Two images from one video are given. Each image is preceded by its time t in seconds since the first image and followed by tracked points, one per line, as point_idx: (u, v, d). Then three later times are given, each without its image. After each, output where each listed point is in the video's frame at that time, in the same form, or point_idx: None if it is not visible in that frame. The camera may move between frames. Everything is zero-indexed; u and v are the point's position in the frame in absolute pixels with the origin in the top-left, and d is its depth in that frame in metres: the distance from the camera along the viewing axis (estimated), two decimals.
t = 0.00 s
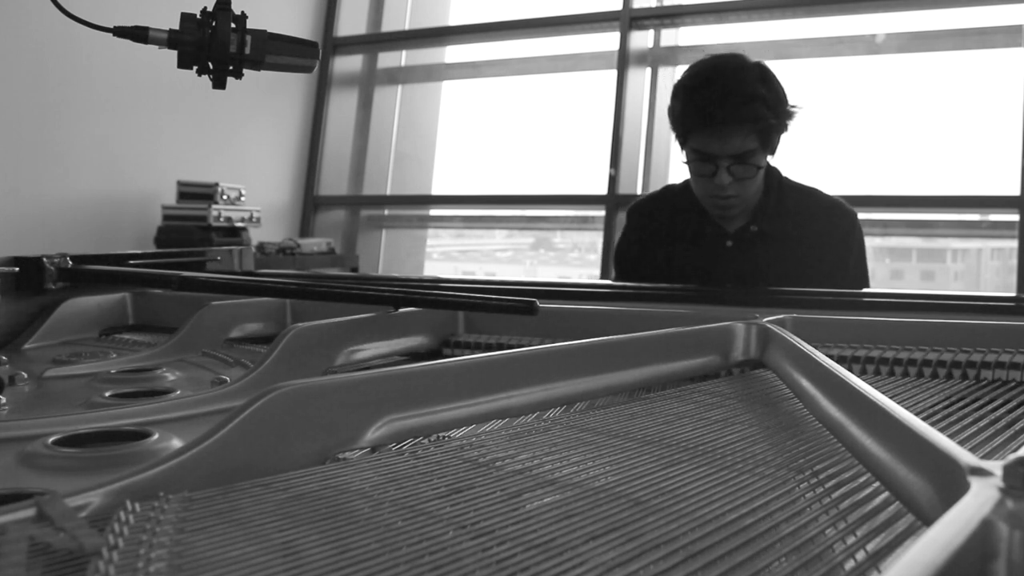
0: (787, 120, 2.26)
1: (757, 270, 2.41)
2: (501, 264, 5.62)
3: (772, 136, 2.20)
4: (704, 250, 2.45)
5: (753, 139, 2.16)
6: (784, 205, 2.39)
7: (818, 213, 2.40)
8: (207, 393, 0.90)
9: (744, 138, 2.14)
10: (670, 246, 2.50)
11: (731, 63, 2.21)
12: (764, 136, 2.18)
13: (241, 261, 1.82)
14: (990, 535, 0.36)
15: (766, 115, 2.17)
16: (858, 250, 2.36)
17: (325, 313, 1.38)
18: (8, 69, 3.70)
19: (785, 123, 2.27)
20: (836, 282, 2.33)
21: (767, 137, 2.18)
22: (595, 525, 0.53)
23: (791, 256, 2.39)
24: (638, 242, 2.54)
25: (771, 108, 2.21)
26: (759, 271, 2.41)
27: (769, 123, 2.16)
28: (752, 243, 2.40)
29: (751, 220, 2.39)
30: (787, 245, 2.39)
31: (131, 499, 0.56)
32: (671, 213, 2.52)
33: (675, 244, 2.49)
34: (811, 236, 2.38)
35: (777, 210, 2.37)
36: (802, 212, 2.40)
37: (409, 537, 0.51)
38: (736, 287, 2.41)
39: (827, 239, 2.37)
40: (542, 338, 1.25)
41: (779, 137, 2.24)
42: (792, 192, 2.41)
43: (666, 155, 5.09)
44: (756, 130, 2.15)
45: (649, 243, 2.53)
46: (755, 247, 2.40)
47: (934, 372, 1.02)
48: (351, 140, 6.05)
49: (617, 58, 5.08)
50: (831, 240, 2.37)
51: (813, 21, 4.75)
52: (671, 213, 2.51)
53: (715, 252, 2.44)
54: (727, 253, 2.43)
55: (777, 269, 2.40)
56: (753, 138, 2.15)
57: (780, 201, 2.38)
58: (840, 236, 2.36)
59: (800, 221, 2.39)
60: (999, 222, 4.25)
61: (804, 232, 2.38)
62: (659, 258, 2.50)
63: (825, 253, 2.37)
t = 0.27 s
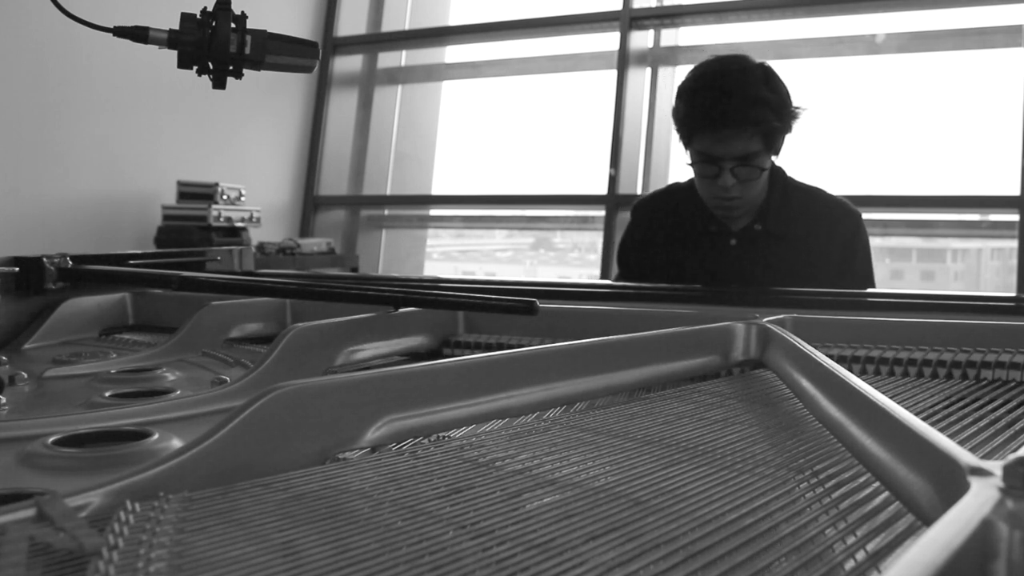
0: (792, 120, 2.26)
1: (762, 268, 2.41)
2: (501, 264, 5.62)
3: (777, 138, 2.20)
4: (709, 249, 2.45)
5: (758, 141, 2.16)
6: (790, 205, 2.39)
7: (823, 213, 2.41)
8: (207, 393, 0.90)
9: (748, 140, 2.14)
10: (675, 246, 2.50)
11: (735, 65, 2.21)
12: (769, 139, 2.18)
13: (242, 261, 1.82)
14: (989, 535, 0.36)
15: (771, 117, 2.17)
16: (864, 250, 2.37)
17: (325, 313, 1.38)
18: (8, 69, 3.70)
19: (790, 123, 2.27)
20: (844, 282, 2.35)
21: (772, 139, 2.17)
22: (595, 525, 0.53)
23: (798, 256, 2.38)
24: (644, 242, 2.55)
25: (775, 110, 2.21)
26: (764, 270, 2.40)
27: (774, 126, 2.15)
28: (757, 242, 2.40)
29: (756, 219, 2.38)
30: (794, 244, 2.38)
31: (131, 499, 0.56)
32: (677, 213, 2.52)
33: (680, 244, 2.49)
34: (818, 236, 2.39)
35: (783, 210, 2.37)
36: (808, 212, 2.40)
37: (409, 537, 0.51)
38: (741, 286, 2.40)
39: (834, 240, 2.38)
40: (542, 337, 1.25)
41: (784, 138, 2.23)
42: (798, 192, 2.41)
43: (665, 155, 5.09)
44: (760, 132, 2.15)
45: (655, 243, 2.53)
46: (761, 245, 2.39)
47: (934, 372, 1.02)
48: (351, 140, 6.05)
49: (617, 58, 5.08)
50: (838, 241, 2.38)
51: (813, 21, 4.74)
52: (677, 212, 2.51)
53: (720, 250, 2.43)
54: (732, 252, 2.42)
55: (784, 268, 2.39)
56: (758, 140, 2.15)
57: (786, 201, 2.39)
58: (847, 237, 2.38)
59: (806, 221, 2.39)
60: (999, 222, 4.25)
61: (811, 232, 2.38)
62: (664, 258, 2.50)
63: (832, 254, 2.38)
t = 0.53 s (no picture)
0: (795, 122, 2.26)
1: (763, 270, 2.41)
2: (501, 264, 5.62)
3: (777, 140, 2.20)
4: (710, 249, 2.45)
5: (759, 144, 2.16)
6: (790, 205, 2.38)
7: (824, 213, 2.40)
8: (207, 393, 0.90)
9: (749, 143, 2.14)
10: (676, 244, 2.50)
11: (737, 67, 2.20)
12: (770, 141, 2.18)
13: (242, 261, 1.82)
14: (989, 534, 0.36)
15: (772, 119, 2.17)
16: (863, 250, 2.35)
17: (325, 313, 1.38)
18: (8, 69, 3.70)
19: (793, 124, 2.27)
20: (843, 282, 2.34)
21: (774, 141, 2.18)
22: (595, 525, 0.53)
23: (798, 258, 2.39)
24: (645, 240, 2.55)
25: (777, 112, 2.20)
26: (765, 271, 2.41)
27: (774, 129, 2.16)
28: (758, 243, 2.40)
29: (758, 220, 2.38)
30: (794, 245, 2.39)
31: (131, 499, 0.56)
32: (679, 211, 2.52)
33: (682, 243, 2.49)
34: (818, 236, 2.38)
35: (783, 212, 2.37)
36: (809, 212, 2.39)
37: (409, 537, 0.51)
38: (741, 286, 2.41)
39: (834, 239, 2.37)
40: (543, 337, 1.25)
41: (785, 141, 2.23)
42: (799, 192, 2.40)
43: (665, 155, 5.09)
44: (761, 135, 2.15)
45: (656, 241, 2.53)
46: (761, 247, 2.40)
47: (934, 374, 1.02)
48: (351, 140, 6.05)
49: (617, 58, 5.08)
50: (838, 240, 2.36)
51: (813, 21, 4.74)
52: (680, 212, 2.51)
53: (721, 251, 2.43)
54: (733, 253, 2.42)
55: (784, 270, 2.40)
56: (759, 142, 2.15)
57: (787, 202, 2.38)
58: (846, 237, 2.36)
59: (807, 222, 2.39)
60: (999, 223, 4.25)
61: (811, 233, 2.38)
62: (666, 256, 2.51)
63: (831, 254, 2.36)
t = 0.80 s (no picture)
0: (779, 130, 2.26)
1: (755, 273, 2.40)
2: (501, 264, 5.62)
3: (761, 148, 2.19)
4: (701, 254, 2.45)
5: (743, 152, 2.16)
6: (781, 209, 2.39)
7: (816, 213, 2.40)
8: (207, 393, 0.90)
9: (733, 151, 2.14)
10: (668, 249, 2.49)
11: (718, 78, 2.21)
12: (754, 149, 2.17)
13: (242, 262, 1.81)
14: (990, 534, 0.36)
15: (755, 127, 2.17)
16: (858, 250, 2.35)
17: (326, 313, 1.38)
18: (8, 69, 3.70)
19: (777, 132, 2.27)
20: (839, 282, 2.32)
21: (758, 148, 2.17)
22: (595, 525, 0.53)
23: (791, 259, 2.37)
24: (636, 245, 2.54)
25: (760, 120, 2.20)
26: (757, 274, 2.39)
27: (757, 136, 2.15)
28: (749, 247, 2.40)
29: (747, 224, 2.38)
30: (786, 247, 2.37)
31: (131, 499, 0.56)
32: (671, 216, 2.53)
33: (673, 248, 2.49)
34: (811, 238, 2.37)
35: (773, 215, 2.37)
36: (801, 215, 2.39)
37: (409, 537, 0.51)
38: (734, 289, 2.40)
39: (827, 240, 2.36)
40: (542, 337, 1.25)
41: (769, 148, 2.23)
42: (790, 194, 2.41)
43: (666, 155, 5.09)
44: (744, 143, 2.15)
45: (647, 246, 2.52)
46: (753, 250, 2.40)
47: (934, 373, 1.02)
48: (351, 140, 6.05)
49: (617, 58, 5.08)
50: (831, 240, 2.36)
51: (813, 21, 4.74)
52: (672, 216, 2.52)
53: (712, 256, 2.43)
54: (724, 257, 2.42)
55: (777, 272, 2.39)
56: (743, 150, 2.15)
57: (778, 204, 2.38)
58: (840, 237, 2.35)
59: (799, 223, 2.39)
60: (999, 223, 4.25)
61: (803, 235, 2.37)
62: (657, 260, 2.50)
63: (824, 255, 2.35)
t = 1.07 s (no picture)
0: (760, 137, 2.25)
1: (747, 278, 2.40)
2: (502, 264, 5.62)
3: (743, 156, 2.18)
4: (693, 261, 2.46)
5: (724, 162, 2.15)
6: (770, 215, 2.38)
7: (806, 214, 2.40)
8: (207, 393, 0.90)
9: (714, 163, 2.13)
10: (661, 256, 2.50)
11: (693, 91, 2.21)
12: (736, 158, 2.16)
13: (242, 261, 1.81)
14: (990, 534, 0.36)
15: (735, 137, 2.17)
16: (850, 249, 2.35)
17: (326, 313, 1.38)
18: (8, 69, 3.70)
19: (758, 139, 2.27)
20: (834, 282, 2.32)
21: (740, 158, 2.17)
22: (594, 526, 0.53)
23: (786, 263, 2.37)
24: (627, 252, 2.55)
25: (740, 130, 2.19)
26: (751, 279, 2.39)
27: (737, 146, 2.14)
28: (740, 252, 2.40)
29: (737, 231, 2.38)
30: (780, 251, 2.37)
31: (131, 499, 0.56)
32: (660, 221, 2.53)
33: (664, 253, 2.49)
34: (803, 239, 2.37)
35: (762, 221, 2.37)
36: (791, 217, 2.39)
37: (409, 536, 0.51)
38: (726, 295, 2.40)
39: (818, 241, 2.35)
40: (542, 337, 1.25)
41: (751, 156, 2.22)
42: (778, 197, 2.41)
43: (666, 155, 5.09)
44: (725, 154, 2.14)
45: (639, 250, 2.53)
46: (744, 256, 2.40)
47: (934, 373, 1.02)
48: (351, 140, 6.05)
49: (617, 58, 5.08)
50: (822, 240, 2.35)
51: (813, 21, 4.74)
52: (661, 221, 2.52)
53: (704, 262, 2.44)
54: (714, 264, 2.43)
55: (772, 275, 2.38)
56: (724, 161, 2.14)
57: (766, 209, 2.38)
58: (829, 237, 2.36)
59: (788, 227, 2.38)
60: (999, 222, 4.25)
61: (795, 237, 2.37)
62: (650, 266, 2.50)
63: (814, 258, 2.35)
